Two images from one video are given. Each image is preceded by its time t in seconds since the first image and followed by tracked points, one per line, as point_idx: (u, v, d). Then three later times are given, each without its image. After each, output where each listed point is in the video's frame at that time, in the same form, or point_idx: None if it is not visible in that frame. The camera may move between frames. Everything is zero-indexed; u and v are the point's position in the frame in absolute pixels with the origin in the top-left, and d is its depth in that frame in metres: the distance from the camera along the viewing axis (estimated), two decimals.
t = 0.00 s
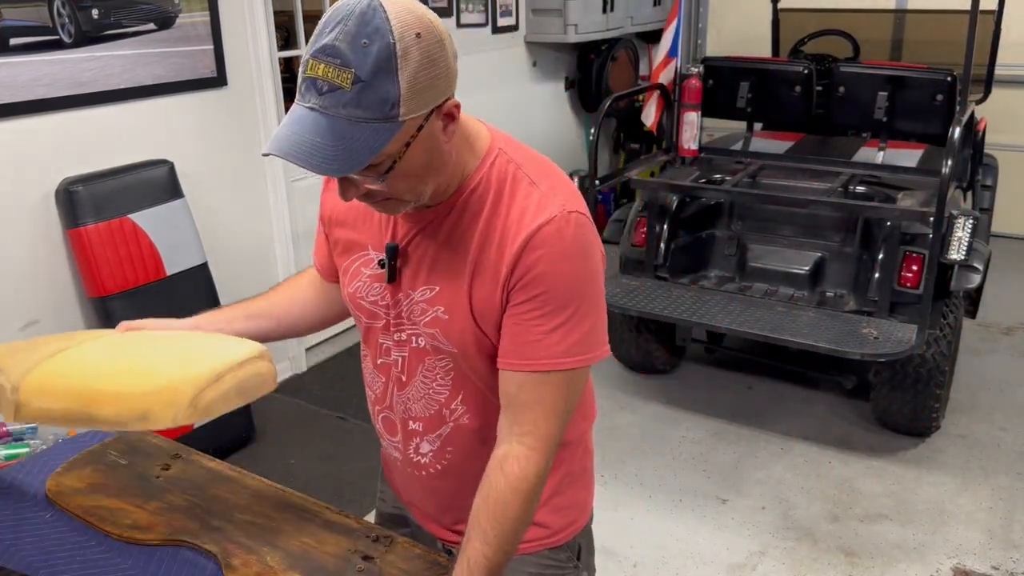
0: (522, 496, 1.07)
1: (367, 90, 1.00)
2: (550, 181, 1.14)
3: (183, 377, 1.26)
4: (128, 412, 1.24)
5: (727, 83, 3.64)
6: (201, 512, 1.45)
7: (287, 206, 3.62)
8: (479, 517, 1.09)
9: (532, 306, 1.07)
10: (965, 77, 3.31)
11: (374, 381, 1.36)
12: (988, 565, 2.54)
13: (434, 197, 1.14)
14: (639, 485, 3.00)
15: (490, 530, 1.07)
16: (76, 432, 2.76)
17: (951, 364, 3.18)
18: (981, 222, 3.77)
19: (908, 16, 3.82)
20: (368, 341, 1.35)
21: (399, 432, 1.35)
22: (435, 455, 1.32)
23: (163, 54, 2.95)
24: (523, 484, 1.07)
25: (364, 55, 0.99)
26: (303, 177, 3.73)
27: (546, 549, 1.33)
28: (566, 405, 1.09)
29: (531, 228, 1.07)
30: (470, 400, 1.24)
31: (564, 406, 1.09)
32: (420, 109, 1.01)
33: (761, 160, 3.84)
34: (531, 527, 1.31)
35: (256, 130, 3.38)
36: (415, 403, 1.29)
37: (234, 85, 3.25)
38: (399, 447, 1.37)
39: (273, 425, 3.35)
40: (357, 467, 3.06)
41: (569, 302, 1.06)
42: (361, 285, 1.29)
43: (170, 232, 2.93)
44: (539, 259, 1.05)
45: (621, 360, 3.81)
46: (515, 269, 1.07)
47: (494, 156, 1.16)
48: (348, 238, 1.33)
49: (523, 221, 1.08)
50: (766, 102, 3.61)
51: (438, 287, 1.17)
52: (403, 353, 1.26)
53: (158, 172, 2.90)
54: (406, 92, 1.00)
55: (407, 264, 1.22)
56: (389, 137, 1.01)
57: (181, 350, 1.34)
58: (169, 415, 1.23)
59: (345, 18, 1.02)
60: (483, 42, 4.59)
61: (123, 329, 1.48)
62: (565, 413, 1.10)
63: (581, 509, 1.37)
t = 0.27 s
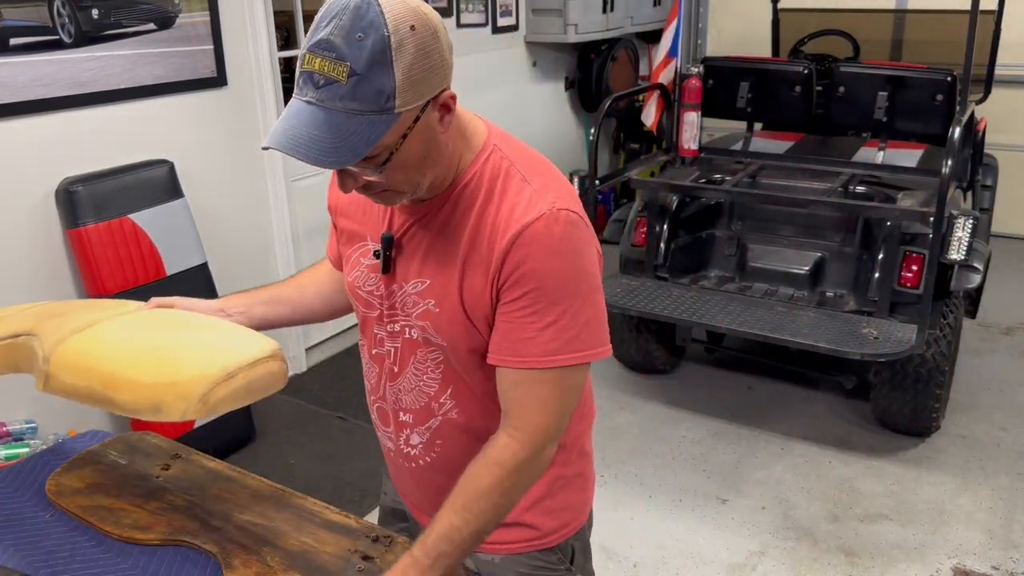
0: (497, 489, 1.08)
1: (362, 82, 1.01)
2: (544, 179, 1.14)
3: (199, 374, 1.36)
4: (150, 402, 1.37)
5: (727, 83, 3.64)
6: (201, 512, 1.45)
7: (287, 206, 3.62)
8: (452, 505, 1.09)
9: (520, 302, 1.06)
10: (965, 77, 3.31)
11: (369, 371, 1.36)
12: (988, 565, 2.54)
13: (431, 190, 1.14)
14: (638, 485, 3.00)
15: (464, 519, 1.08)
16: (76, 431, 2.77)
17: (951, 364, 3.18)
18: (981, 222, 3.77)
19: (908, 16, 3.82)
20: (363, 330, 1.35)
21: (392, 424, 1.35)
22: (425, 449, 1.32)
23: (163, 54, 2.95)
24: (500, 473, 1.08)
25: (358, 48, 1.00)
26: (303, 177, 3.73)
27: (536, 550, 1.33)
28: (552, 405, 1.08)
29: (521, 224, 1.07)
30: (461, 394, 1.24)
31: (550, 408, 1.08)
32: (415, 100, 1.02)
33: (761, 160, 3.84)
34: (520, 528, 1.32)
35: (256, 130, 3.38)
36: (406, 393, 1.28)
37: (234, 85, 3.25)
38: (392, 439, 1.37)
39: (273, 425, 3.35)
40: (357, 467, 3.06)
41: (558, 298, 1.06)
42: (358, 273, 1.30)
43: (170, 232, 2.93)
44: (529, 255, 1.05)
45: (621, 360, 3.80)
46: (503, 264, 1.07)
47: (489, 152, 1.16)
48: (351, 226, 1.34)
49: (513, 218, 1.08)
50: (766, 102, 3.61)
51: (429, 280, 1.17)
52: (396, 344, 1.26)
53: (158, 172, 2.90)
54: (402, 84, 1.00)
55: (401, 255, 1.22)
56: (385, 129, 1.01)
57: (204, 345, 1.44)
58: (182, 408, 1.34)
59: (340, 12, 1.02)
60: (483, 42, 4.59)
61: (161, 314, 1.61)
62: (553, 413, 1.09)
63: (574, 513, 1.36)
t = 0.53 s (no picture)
0: (451, 489, 1.09)
1: (363, 84, 1.01)
2: (536, 183, 1.12)
3: (224, 381, 1.30)
4: (177, 411, 1.31)
5: (727, 83, 3.64)
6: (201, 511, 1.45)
7: (287, 206, 3.62)
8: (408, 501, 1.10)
9: (496, 305, 1.06)
10: (965, 77, 3.32)
11: (366, 363, 1.37)
12: (988, 565, 2.54)
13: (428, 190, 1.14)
14: (639, 485, 3.00)
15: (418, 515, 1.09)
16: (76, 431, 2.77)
17: (951, 364, 3.18)
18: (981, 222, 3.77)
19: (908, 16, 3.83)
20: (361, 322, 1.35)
21: (386, 417, 1.36)
22: (416, 443, 1.32)
23: (163, 54, 2.95)
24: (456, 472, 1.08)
25: (358, 50, 0.99)
26: (303, 177, 3.72)
27: (527, 549, 1.33)
28: (516, 410, 1.08)
29: (504, 228, 1.06)
30: (451, 392, 1.24)
31: (508, 411, 1.07)
32: (415, 100, 1.02)
33: (761, 160, 3.84)
34: (514, 528, 1.31)
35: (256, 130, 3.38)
36: (399, 387, 1.28)
37: (234, 85, 3.25)
38: (387, 432, 1.37)
39: (273, 425, 3.35)
40: (357, 467, 3.06)
41: (533, 304, 1.05)
42: (358, 265, 1.30)
43: (170, 232, 2.93)
44: (507, 259, 1.04)
45: (621, 360, 3.80)
46: (484, 266, 1.07)
47: (485, 154, 1.15)
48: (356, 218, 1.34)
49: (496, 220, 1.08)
50: (766, 102, 3.61)
51: (418, 277, 1.17)
52: (391, 338, 1.26)
53: (158, 172, 2.90)
54: (402, 85, 1.00)
55: (395, 250, 1.22)
56: (386, 130, 1.01)
57: (227, 347, 1.37)
58: (209, 418, 1.28)
59: (339, 14, 1.02)
60: (483, 42, 4.59)
61: (180, 309, 1.53)
62: (516, 417, 1.09)
63: (568, 514, 1.36)
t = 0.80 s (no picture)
0: (435, 491, 1.09)
1: (352, 85, 1.00)
2: (525, 185, 1.12)
3: (231, 389, 1.33)
4: (186, 419, 1.34)
5: (727, 83, 3.64)
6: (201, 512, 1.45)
7: (287, 206, 3.62)
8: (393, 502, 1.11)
9: (482, 307, 1.05)
10: (965, 77, 3.32)
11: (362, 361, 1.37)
12: (988, 565, 2.54)
13: (421, 190, 1.13)
14: (638, 485, 3.00)
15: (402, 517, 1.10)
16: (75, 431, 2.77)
17: (951, 363, 3.18)
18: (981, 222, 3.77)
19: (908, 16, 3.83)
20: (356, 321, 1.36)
21: (381, 416, 1.36)
22: (410, 441, 1.32)
23: (163, 54, 2.95)
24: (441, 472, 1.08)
25: (348, 52, 0.99)
26: (303, 177, 3.72)
27: (520, 550, 1.33)
28: (502, 412, 1.08)
29: (491, 230, 1.06)
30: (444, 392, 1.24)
31: (494, 412, 1.07)
32: (405, 102, 1.01)
33: (761, 160, 3.84)
34: (508, 528, 1.31)
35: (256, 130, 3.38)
36: (393, 386, 1.29)
37: (233, 85, 3.25)
38: (382, 429, 1.38)
39: (272, 426, 3.35)
40: (357, 467, 3.06)
41: (519, 307, 1.04)
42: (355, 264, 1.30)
43: (170, 233, 2.93)
44: (494, 262, 1.04)
45: (621, 360, 3.80)
46: (471, 269, 1.07)
47: (476, 155, 1.14)
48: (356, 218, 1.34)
49: (483, 223, 1.07)
50: (766, 102, 3.61)
51: (409, 277, 1.17)
52: (385, 337, 1.26)
53: (158, 172, 2.91)
54: (391, 86, 1.00)
55: (388, 250, 1.22)
56: (375, 131, 1.01)
57: (235, 354, 1.40)
58: (217, 425, 1.31)
59: (329, 14, 1.02)
60: (483, 42, 4.59)
61: (193, 311, 1.56)
62: (502, 420, 1.08)
63: (562, 515, 1.36)
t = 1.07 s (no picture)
0: (425, 490, 1.09)
1: (313, 83, 1.00)
2: (503, 183, 1.11)
3: (235, 384, 1.33)
4: (190, 413, 1.35)
5: (727, 83, 3.64)
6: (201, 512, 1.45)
7: (287, 206, 3.62)
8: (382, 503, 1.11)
9: (464, 307, 1.05)
10: (965, 77, 3.32)
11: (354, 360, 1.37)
12: (988, 565, 2.54)
13: (398, 188, 1.13)
14: (638, 485, 3.00)
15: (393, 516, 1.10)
16: (75, 431, 2.77)
17: (951, 364, 3.18)
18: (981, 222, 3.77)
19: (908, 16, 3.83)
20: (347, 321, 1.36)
21: (373, 415, 1.36)
22: (402, 441, 1.33)
23: (163, 54, 2.95)
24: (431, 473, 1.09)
25: (312, 50, 0.99)
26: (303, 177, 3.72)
27: (512, 550, 1.33)
28: (491, 412, 1.07)
29: (470, 229, 1.05)
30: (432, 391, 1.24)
31: (483, 410, 1.07)
32: (368, 104, 1.01)
33: (761, 160, 3.84)
34: (500, 528, 1.32)
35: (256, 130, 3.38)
36: (383, 385, 1.29)
37: (233, 85, 3.25)
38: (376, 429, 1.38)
39: (273, 426, 3.35)
40: (357, 467, 3.06)
41: (500, 306, 1.04)
42: (345, 264, 1.31)
43: (170, 233, 2.93)
44: (473, 262, 1.04)
45: (621, 360, 3.80)
46: (451, 269, 1.06)
47: (454, 156, 1.14)
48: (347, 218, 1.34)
49: (462, 224, 1.07)
50: (766, 102, 3.61)
51: (393, 279, 1.17)
52: (374, 337, 1.26)
53: (158, 171, 2.90)
54: (353, 88, 1.00)
55: (374, 251, 1.22)
56: (335, 130, 1.01)
57: (238, 350, 1.40)
58: (221, 420, 1.31)
59: (300, 11, 1.01)
60: (482, 42, 4.59)
61: (197, 307, 1.57)
62: (489, 420, 1.08)
63: (554, 515, 1.35)
